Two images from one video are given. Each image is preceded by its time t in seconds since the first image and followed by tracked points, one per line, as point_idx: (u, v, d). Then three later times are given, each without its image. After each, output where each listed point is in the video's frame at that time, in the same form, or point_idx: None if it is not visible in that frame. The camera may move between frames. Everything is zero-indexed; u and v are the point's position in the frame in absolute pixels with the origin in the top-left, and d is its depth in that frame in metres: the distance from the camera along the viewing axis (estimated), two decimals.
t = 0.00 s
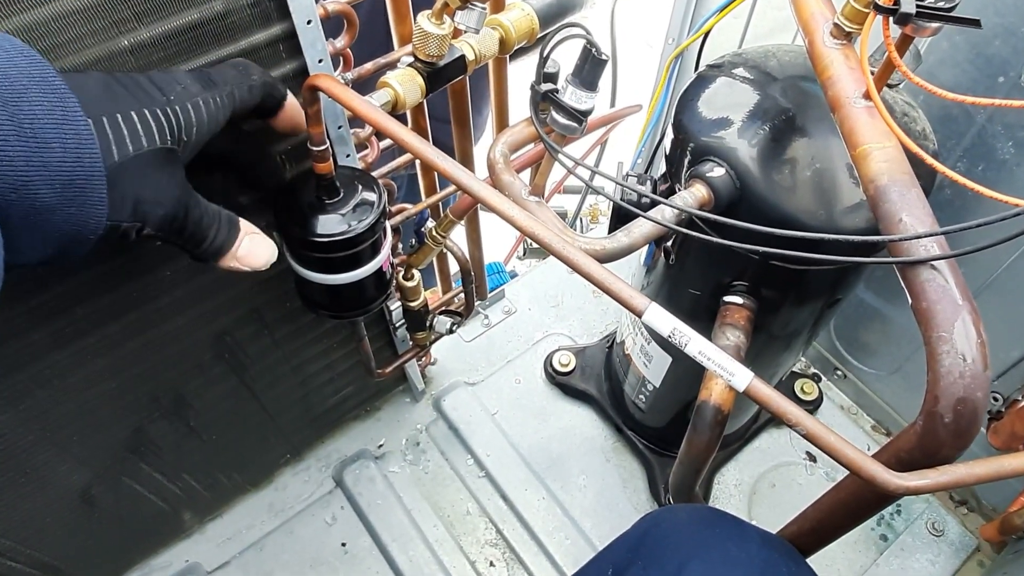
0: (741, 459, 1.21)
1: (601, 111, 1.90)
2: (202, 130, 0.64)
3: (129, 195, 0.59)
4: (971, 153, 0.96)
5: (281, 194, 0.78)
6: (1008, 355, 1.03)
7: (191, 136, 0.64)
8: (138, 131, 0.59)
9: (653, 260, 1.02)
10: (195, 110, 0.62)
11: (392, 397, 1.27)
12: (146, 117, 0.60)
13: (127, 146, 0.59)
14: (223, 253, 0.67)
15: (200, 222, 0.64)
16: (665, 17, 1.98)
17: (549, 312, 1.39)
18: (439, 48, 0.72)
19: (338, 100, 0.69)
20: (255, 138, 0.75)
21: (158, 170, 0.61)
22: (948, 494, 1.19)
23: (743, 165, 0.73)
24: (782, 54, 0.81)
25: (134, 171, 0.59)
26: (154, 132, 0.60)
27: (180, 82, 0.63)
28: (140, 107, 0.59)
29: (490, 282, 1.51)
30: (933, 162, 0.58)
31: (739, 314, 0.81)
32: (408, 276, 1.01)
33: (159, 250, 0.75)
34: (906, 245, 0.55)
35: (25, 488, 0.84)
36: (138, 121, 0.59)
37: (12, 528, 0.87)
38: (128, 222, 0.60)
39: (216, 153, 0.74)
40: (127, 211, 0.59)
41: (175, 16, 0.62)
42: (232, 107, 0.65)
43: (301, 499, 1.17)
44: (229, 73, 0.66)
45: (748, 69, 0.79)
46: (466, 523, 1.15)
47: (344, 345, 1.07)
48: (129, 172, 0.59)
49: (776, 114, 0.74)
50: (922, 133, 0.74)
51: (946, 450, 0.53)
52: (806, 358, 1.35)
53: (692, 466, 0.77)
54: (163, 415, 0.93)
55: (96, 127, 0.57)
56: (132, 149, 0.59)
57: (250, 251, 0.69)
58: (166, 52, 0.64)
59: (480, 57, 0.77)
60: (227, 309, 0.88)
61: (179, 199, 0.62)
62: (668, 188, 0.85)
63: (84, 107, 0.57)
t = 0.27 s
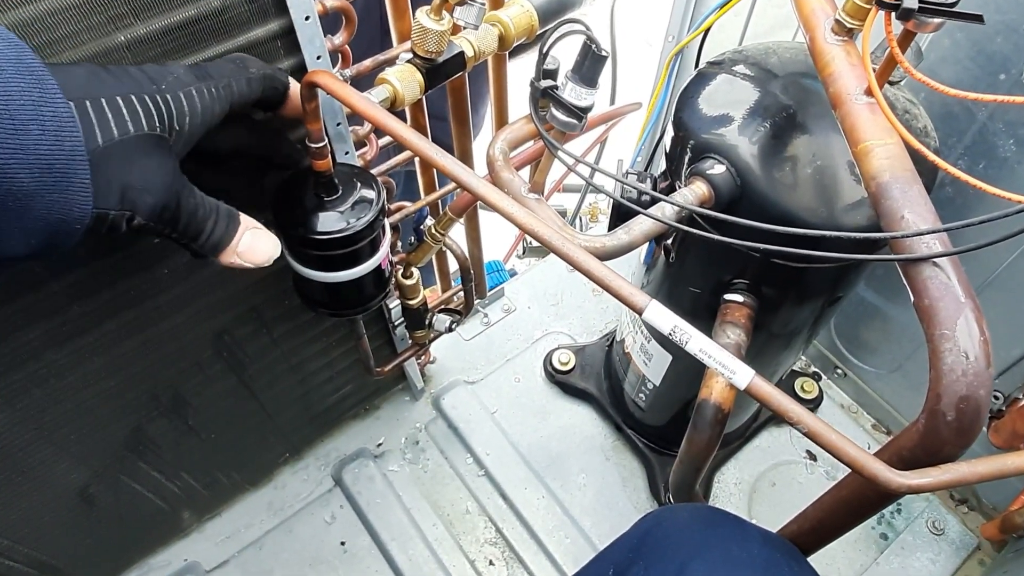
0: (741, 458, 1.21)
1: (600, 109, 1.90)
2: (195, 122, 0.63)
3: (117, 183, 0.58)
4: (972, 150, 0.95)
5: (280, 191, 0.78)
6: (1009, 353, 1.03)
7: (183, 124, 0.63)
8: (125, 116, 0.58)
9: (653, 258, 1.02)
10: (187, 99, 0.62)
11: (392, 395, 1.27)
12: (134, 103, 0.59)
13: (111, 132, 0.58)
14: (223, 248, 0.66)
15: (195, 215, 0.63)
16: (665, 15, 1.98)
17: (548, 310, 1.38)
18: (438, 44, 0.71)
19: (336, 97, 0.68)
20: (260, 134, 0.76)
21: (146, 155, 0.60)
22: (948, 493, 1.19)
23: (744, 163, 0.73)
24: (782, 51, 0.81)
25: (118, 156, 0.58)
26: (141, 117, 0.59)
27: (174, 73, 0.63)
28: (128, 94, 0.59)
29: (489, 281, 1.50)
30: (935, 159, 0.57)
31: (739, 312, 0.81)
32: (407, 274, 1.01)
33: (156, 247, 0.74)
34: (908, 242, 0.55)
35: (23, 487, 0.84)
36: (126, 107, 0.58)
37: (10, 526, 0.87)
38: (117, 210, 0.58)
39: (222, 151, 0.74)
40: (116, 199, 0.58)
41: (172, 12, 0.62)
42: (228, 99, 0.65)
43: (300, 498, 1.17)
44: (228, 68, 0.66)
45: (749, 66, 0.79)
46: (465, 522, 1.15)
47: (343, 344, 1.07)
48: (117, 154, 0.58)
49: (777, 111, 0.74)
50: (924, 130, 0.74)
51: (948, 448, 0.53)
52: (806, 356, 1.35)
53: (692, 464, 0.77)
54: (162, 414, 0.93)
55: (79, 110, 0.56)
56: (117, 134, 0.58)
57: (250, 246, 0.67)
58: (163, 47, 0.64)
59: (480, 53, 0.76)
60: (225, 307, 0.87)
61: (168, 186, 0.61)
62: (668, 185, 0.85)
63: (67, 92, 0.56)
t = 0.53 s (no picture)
0: (740, 457, 1.21)
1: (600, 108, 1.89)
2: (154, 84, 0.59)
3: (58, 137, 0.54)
4: (972, 150, 0.95)
5: (280, 189, 0.78)
6: (1009, 353, 1.03)
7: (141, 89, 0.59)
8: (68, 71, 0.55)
9: (653, 258, 1.02)
10: (145, 59, 0.59)
11: (391, 395, 1.27)
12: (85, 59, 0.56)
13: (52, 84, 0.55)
14: (192, 223, 0.59)
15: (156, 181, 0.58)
16: (665, 15, 1.98)
17: (548, 309, 1.38)
18: (438, 43, 0.71)
19: (336, 96, 0.68)
20: (257, 120, 0.73)
21: (92, 107, 0.55)
22: (948, 492, 1.19)
23: (743, 162, 0.73)
24: (782, 50, 0.81)
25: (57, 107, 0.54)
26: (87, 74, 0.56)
27: (138, 37, 0.60)
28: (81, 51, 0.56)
29: (489, 280, 1.50)
30: (935, 158, 0.57)
31: (739, 312, 0.81)
32: (407, 273, 1.01)
33: (156, 246, 0.74)
34: (908, 242, 0.55)
35: (22, 486, 0.84)
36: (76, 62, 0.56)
37: (9, 525, 0.87)
38: (56, 167, 0.54)
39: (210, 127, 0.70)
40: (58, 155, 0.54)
41: (172, 10, 0.62)
42: (193, 64, 0.62)
43: (300, 497, 1.17)
44: (201, 40, 0.63)
45: (749, 66, 0.79)
46: (465, 521, 1.15)
47: (342, 343, 1.07)
48: (49, 108, 0.54)
49: (777, 111, 0.74)
50: (923, 130, 0.74)
51: (948, 448, 0.53)
52: (806, 355, 1.35)
53: (692, 463, 0.77)
54: (161, 412, 0.92)
55: (11, 60, 0.53)
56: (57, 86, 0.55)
57: (224, 221, 0.60)
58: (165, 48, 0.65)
59: (479, 52, 0.76)
60: (225, 306, 0.87)
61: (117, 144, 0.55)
62: (668, 185, 0.85)
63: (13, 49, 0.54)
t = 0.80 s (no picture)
0: (739, 457, 1.21)
1: (600, 108, 1.89)
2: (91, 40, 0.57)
3: None
4: (971, 150, 0.95)
5: (279, 189, 0.77)
6: (1008, 353, 1.03)
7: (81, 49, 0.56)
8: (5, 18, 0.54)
9: (652, 257, 1.02)
10: (72, 9, 0.56)
11: (390, 394, 1.27)
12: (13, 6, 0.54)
13: None
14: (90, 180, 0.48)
15: (43, 131, 0.49)
16: (664, 14, 1.98)
17: (547, 309, 1.38)
18: (438, 42, 0.71)
19: (336, 95, 0.68)
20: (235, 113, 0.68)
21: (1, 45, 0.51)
22: (947, 492, 1.19)
23: (743, 162, 0.73)
24: (782, 50, 0.81)
25: None
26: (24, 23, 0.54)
27: None
28: None
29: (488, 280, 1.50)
30: (935, 158, 0.57)
31: (739, 312, 0.81)
32: (406, 273, 1.01)
33: (155, 246, 0.74)
34: (907, 242, 0.55)
35: (21, 485, 0.84)
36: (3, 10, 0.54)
37: (7, 524, 0.87)
38: None
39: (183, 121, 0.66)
40: None
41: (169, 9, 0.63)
42: (144, 29, 0.59)
43: (299, 496, 1.17)
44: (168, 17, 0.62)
45: (748, 65, 0.79)
46: (464, 521, 1.15)
47: (342, 342, 1.07)
48: None
49: (776, 111, 0.73)
50: (923, 129, 0.74)
51: (948, 448, 0.53)
52: (805, 355, 1.35)
53: (691, 463, 0.77)
54: (160, 411, 0.92)
55: None
56: None
57: (125, 179, 0.48)
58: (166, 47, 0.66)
59: (479, 51, 0.76)
60: (224, 306, 0.87)
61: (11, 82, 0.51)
62: (668, 184, 0.85)
63: None
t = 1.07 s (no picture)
0: (739, 456, 1.21)
1: (600, 107, 1.89)
2: None
3: None
4: (971, 149, 0.95)
5: (278, 188, 0.77)
6: (1007, 352, 1.03)
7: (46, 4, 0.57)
8: None
9: (652, 257, 1.02)
10: None
11: (390, 393, 1.27)
12: None
13: None
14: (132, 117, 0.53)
15: (5, 76, 0.52)
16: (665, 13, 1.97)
17: (547, 308, 1.38)
18: (438, 41, 0.71)
19: (335, 93, 0.68)
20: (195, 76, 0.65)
21: None
22: (946, 492, 1.19)
23: (743, 161, 0.73)
24: (782, 49, 0.81)
25: None
26: None
27: None
28: None
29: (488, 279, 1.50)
30: (934, 157, 0.57)
31: (738, 311, 0.81)
32: (406, 272, 1.01)
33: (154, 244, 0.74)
34: (907, 241, 0.54)
35: (20, 484, 0.84)
36: None
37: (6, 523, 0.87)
38: None
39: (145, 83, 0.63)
40: None
41: None
42: None
43: (298, 495, 1.17)
44: None
45: (748, 64, 0.79)
46: (463, 520, 1.15)
47: (341, 341, 1.07)
48: None
49: (776, 110, 0.73)
50: (923, 128, 0.74)
51: (947, 448, 0.53)
52: (804, 355, 1.35)
53: (691, 462, 0.77)
54: (160, 410, 0.92)
55: None
56: None
57: (99, 111, 0.51)
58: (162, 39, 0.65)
59: (479, 50, 0.76)
60: (224, 304, 0.87)
61: None
62: (668, 183, 0.85)
63: None
